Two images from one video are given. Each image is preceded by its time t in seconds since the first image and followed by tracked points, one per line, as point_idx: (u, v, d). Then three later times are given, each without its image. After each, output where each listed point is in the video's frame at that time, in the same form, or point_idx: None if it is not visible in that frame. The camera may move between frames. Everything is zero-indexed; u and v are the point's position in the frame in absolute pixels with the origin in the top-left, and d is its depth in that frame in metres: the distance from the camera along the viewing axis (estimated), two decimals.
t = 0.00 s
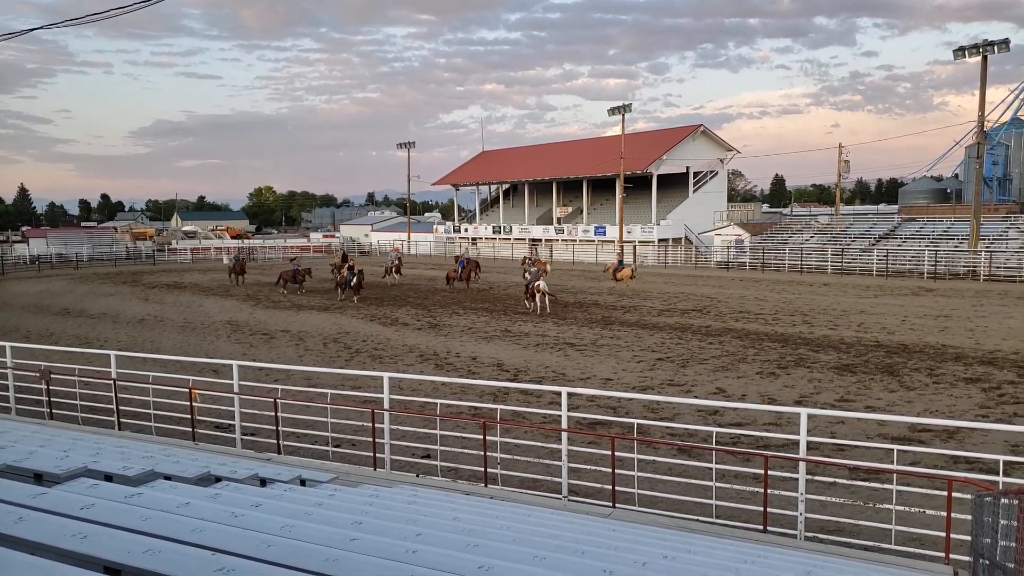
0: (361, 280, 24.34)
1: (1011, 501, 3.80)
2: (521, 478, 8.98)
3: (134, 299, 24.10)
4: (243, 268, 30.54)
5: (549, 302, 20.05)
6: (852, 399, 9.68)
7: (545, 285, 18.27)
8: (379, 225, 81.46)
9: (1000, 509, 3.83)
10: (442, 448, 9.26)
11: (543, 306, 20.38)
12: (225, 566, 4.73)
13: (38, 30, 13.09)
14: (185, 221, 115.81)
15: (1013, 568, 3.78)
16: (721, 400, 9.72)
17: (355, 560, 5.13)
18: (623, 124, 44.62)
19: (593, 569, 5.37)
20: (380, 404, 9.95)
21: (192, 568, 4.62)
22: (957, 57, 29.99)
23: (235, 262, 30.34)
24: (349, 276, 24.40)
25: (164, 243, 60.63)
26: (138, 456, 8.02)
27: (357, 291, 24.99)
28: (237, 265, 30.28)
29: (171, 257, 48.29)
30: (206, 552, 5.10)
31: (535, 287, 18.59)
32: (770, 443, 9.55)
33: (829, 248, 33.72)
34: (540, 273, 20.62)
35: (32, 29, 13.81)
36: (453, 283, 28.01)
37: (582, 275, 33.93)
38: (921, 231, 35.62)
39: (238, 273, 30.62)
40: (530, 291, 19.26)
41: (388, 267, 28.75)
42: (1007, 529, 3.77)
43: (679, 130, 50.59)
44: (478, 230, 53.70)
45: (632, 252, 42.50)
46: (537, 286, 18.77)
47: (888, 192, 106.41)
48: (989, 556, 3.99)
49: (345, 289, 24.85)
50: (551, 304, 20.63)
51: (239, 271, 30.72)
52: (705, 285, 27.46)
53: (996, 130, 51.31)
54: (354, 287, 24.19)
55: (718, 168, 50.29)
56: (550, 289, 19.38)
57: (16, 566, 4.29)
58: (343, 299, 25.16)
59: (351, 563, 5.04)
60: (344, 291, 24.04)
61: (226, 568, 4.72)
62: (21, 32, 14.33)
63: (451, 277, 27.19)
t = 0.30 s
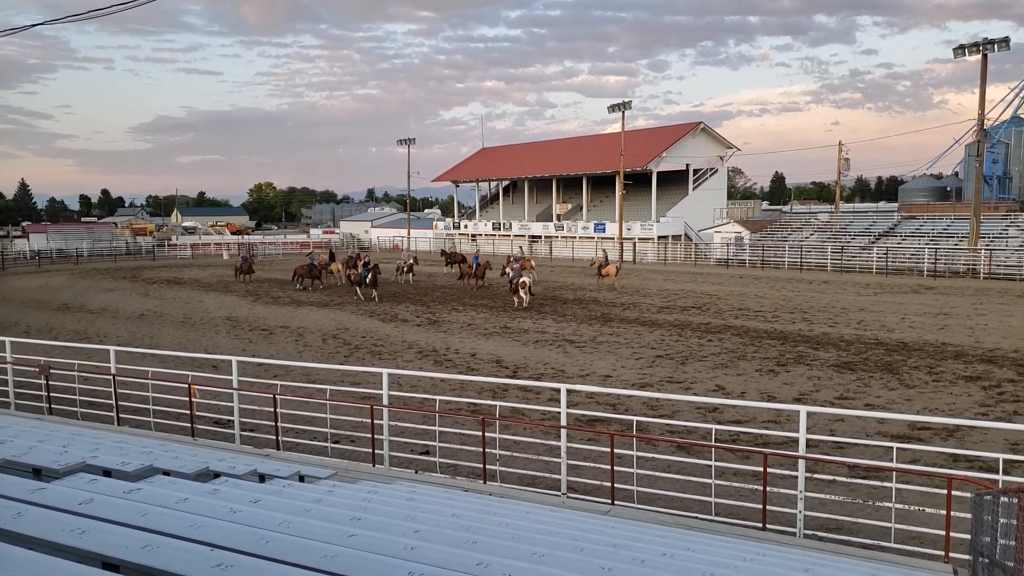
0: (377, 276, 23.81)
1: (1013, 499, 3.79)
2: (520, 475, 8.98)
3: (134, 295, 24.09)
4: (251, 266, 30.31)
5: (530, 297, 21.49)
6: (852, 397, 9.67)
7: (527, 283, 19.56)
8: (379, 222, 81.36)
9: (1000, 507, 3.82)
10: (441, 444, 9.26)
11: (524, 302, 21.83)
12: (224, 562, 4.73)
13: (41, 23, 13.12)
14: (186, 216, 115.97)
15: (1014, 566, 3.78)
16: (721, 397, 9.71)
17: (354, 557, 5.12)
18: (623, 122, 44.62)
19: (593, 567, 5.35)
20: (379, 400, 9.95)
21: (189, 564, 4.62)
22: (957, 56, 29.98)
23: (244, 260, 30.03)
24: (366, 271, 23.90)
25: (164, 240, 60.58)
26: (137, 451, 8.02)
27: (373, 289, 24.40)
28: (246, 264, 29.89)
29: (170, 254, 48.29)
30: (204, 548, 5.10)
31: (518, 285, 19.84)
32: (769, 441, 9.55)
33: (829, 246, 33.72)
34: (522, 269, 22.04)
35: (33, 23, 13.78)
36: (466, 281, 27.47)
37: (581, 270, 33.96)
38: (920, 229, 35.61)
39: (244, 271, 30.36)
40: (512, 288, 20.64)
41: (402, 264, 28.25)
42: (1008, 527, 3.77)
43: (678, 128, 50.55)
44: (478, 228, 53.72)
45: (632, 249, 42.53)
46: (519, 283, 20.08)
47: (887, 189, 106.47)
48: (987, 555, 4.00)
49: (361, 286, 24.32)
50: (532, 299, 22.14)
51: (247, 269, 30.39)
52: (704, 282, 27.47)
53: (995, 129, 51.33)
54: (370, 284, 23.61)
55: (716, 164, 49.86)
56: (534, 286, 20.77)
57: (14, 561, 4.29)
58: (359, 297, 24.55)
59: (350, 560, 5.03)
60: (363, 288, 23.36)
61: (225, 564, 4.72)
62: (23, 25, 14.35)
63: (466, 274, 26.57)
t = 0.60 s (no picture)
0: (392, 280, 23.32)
1: (1018, 503, 3.78)
2: (522, 477, 8.97)
3: (138, 296, 24.23)
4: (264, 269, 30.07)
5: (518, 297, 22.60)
6: (855, 400, 9.63)
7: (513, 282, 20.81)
8: (382, 224, 81.42)
9: (1005, 512, 3.82)
10: (443, 446, 9.27)
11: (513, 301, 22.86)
12: (227, 564, 4.74)
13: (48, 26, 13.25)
14: (190, 219, 116.75)
15: (1019, 571, 3.77)
16: (723, 400, 9.68)
17: (356, 559, 5.13)
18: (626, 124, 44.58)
19: (596, 570, 5.33)
20: (381, 402, 9.97)
21: (191, 565, 4.63)
22: (961, 57, 29.88)
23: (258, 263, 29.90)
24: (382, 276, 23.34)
25: (168, 242, 60.81)
26: (140, 452, 8.06)
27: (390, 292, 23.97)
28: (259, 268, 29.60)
29: (175, 255, 48.49)
30: (207, 549, 5.12)
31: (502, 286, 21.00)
32: (772, 444, 9.53)
33: (832, 247, 33.64)
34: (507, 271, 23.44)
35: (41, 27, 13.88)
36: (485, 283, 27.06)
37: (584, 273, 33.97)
38: (925, 231, 35.48)
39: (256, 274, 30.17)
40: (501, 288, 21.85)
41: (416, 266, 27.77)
42: (1014, 532, 3.76)
43: (682, 131, 50.51)
44: (481, 230, 53.82)
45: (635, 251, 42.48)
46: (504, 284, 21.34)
47: (892, 192, 106.18)
48: (992, 559, 3.99)
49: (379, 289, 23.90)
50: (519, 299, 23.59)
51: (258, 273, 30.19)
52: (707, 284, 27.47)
53: (1000, 132, 51.19)
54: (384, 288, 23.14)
55: (720, 167, 50.28)
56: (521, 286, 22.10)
57: (17, 561, 4.32)
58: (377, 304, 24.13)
59: (352, 562, 5.04)
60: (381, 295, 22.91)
61: (227, 565, 4.73)
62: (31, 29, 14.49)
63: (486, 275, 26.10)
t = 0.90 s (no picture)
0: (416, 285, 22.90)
1: None
2: (528, 481, 8.97)
3: (144, 301, 24.33)
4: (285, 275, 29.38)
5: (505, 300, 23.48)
6: (861, 403, 9.60)
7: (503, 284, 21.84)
8: (387, 228, 81.55)
9: (1012, 516, 3.81)
10: (449, 451, 9.26)
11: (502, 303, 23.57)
12: (232, 568, 4.74)
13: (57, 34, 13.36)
14: (195, 223, 117.01)
15: None
16: (729, 403, 9.67)
17: (362, 563, 5.13)
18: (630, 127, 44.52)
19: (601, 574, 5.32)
20: (387, 405, 9.98)
21: (197, 568, 4.64)
22: (966, 60, 29.80)
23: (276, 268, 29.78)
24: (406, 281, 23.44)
25: (173, 246, 61.00)
26: (146, 457, 8.07)
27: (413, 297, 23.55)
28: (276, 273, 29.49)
29: (180, 260, 48.60)
30: (212, 553, 5.12)
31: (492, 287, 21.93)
32: (778, 448, 9.51)
33: (837, 251, 33.55)
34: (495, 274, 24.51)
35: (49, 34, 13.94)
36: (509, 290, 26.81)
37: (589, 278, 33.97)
38: (930, 234, 35.39)
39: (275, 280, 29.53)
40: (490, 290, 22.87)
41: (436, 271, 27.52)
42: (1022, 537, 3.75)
43: (686, 133, 50.47)
44: (485, 234, 53.85)
45: (639, 255, 42.44)
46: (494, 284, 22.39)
47: (897, 195, 105.99)
48: (1000, 563, 3.98)
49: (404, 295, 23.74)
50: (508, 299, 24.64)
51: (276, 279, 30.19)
52: (710, 288, 27.49)
53: (1006, 134, 51.07)
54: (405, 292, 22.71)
55: (725, 171, 50.18)
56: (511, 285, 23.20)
57: (25, 565, 4.33)
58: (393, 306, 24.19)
59: (359, 566, 5.04)
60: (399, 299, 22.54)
61: (233, 569, 4.73)
62: (38, 35, 14.54)
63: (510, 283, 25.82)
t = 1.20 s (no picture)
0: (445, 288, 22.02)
1: None
2: (533, 482, 8.97)
3: (150, 302, 24.41)
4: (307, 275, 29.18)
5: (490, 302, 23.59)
6: (867, 404, 9.58)
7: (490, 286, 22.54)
8: (392, 229, 81.73)
9: (1019, 517, 3.81)
10: (455, 452, 9.28)
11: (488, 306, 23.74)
12: (239, 568, 4.76)
13: (64, 37, 13.42)
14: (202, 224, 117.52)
15: None
16: (735, 405, 9.66)
17: (368, 563, 5.14)
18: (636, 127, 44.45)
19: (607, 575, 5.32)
20: (392, 407, 9.98)
21: (203, 568, 4.66)
22: (972, 59, 29.68)
23: (299, 265, 29.66)
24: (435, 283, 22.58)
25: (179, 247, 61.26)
26: (152, 457, 8.10)
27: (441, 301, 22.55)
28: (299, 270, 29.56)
29: (186, 261, 48.76)
30: (219, 553, 5.13)
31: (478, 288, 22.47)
32: (784, 449, 9.50)
33: (843, 252, 33.43)
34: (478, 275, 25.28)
35: (56, 36, 13.98)
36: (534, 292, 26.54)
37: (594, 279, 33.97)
38: (937, 234, 35.25)
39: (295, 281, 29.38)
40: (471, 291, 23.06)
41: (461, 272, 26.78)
42: None
43: (691, 134, 50.39)
44: (489, 234, 53.91)
45: (644, 255, 42.38)
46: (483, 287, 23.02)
47: (903, 195, 105.56)
48: (1007, 565, 3.98)
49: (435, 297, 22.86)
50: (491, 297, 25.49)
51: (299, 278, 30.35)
52: (714, 289, 27.51)
53: (1013, 134, 50.79)
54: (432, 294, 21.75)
55: (731, 171, 50.06)
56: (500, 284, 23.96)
57: (32, 565, 4.35)
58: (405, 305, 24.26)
59: (365, 566, 5.05)
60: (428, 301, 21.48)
61: (239, 569, 4.75)
62: (45, 37, 14.58)
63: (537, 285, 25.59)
